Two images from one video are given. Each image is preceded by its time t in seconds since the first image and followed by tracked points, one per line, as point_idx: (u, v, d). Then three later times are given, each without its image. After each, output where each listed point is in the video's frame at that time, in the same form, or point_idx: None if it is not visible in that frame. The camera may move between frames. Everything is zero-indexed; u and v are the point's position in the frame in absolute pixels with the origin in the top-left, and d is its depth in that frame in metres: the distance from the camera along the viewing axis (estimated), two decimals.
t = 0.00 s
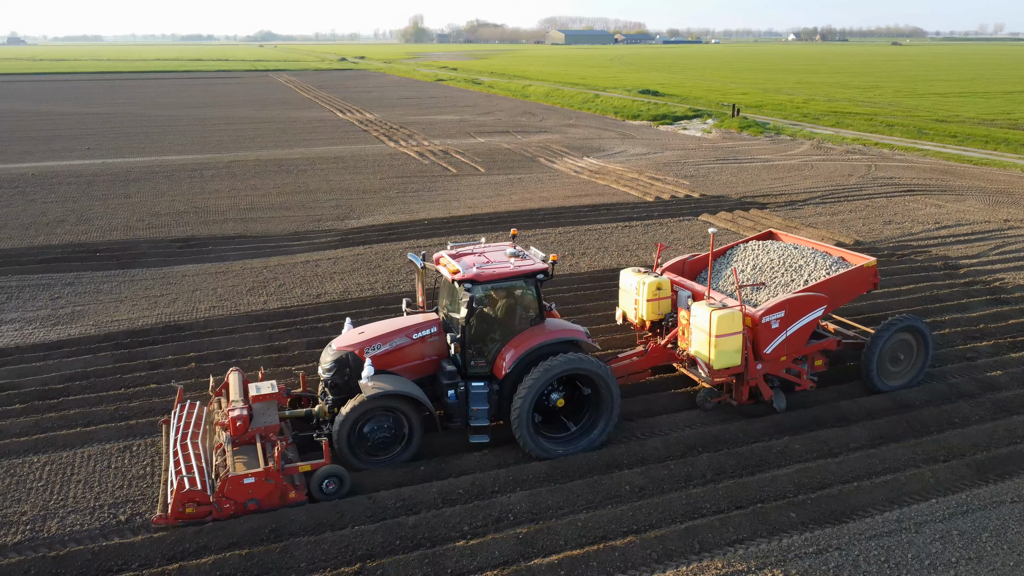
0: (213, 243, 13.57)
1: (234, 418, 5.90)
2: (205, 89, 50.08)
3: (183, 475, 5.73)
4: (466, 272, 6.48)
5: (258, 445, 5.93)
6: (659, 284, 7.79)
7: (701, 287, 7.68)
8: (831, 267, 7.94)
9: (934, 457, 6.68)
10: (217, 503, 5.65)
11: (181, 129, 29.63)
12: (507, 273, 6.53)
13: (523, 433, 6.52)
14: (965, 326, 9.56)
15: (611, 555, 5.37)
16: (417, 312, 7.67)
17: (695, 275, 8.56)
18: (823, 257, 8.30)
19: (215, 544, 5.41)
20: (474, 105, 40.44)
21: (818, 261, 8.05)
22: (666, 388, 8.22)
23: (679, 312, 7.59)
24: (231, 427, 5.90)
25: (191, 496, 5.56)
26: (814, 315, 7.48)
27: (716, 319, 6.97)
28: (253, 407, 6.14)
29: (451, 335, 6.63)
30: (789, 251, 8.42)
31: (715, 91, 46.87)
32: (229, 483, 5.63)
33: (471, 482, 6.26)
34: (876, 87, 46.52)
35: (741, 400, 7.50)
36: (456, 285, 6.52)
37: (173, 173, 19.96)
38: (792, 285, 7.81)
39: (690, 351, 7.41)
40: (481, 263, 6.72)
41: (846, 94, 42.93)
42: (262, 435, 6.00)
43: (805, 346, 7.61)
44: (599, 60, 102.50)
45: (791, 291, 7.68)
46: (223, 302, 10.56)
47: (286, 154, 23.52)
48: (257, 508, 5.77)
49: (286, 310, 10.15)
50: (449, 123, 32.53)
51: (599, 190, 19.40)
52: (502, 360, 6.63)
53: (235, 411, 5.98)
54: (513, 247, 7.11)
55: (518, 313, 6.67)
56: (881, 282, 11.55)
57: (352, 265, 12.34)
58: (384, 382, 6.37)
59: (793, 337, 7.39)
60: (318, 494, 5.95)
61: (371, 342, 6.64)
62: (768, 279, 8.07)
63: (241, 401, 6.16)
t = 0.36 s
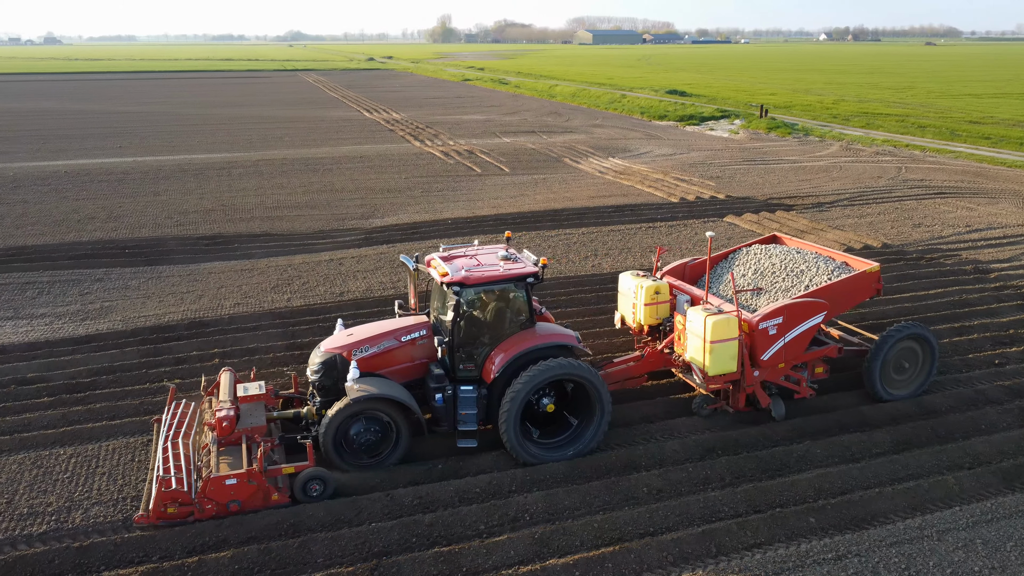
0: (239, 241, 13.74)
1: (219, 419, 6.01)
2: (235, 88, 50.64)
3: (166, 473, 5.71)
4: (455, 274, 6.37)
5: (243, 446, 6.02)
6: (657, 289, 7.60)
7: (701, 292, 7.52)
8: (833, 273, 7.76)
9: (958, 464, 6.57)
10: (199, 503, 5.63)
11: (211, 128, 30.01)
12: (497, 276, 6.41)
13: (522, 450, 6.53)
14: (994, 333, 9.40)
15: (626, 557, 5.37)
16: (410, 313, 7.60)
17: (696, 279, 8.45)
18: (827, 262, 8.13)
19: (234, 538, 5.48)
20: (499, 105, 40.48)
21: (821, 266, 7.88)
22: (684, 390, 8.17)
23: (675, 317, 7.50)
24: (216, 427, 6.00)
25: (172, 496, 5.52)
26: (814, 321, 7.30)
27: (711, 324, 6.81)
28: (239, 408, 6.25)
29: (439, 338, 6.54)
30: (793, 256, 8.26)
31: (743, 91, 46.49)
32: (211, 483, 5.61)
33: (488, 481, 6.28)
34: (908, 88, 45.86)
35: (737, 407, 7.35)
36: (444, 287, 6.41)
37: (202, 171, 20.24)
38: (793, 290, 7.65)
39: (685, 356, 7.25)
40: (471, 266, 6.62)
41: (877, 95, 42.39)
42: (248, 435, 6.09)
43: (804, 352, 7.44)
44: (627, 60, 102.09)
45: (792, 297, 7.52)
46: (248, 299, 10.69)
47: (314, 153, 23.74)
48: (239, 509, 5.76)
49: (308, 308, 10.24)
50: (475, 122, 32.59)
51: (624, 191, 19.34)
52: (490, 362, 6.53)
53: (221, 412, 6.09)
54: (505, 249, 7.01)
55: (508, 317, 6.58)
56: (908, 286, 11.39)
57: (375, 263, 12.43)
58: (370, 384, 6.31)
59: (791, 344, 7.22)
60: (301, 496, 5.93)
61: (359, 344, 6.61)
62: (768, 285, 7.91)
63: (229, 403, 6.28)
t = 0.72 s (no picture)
0: (265, 239, 13.89)
1: (206, 418, 5.96)
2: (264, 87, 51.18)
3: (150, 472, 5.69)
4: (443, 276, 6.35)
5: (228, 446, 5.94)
6: (654, 292, 7.56)
7: (698, 295, 7.42)
8: (835, 277, 7.63)
9: (984, 472, 6.45)
10: (182, 503, 5.61)
11: (240, 127, 30.37)
12: (485, 278, 6.39)
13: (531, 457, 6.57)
14: None
15: (642, 559, 5.34)
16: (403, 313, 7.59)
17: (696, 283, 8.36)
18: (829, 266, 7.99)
19: (252, 533, 5.55)
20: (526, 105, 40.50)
21: (822, 271, 7.75)
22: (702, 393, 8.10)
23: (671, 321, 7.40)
24: (204, 426, 5.94)
25: (155, 495, 5.51)
26: (813, 327, 7.18)
27: (704, 329, 6.74)
28: (227, 407, 6.20)
29: (426, 340, 6.53)
30: (794, 260, 8.13)
31: (772, 91, 46.02)
32: (194, 483, 5.60)
33: (505, 481, 6.29)
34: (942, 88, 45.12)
35: (733, 414, 7.24)
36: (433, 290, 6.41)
37: (231, 169, 20.50)
38: (793, 295, 7.53)
39: (680, 362, 7.19)
40: (461, 268, 6.59)
41: (910, 95, 41.74)
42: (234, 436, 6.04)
43: (802, 359, 7.33)
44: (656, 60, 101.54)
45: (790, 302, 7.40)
46: (272, 296, 10.81)
47: (341, 152, 23.92)
48: (222, 509, 5.74)
49: (330, 306, 10.33)
50: (501, 122, 32.61)
51: (649, 191, 19.24)
52: (480, 365, 6.52)
53: (209, 411, 6.04)
54: (497, 251, 6.96)
55: (497, 319, 6.55)
56: (937, 290, 11.20)
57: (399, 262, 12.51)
58: (357, 385, 6.31)
59: (788, 350, 7.11)
60: (284, 497, 5.91)
61: (346, 345, 6.63)
62: (768, 289, 7.79)
63: (217, 401, 6.23)
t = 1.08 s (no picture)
0: (288, 237, 14.02)
1: (196, 417, 5.98)
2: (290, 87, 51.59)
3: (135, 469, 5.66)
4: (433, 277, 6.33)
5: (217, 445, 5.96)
6: (653, 295, 7.48)
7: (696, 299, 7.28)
8: (835, 282, 7.52)
9: (1008, 479, 6.34)
10: (167, 501, 5.59)
11: (266, 126, 30.66)
12: (476, 280, 6.36)
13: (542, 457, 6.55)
14: None
15: (656, 561, 5.32)
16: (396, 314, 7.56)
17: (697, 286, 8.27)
18: (831, 270, 7.86)
19: (270, 527, 5.62)
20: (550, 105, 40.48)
21: (823, 276, 7.64)
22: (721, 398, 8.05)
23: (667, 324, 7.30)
24: (193, 424, 5.97)
25: (140, 493, 5.47)
26: (810, 332, 7.07)
27: (698, 334, 6.66)
28: (217, 407, 6.21)
29: (416, 342, 6.51)
30: (795, 264, 8.01)
31: (801, 91, 45.55)
32: (179, 481, 5.58)
33: (521, 480, 6.30)
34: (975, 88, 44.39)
35: (729, 419, 7.17)
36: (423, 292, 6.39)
37: (257, 168, 20.70)
38: (792, 300, 7.42)
39: (675, 366, 7.13)
40: (452, 269, 6.57)
41: (941, 96, 41.09)
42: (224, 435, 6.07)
43: (800, 365, 7.23)
44: (683, 60, 100.94)
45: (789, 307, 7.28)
46: (294, 294, 10.90)
47: (365, 152, 24.06)
48: (207, 508, 5.73)
49: (351, 303, 10.40)
50: (525, 122, 32.59)
51: (673, 192, 19.13)
52: (469, 366, 6.47)
53: (199, 409, 6.06)
54: (489, 252, 6.93)
55: (487, 321, 6.51)
56: (965, 293, 11.03)
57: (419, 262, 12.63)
58: (346, 386, 6.30)
59: (785, 356, 7.01)
60: (271, 497, 5.88)
61: (336, 346, 6.61)
62: (768, 293, 7.69)
63: (207, 400, 6.28)
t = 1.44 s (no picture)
0: (314, 235, 14.17)
1: (184, 414, 6.08)
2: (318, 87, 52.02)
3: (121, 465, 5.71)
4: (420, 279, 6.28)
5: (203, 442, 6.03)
6: (649, 298, 7.41)
7: (693, 302, 7.32)
8: (835, 287, 7.33)
9: None
10: (151, 498, 5.62)
11: (295, 125, 30.98)
12: (462, 282, 6.28)
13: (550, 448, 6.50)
14: None
15: (671, 564, 5.30)
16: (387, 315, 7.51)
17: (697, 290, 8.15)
18: (833, 275, 7.68)
19: (288, 522, 5.68)
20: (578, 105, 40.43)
21: (823, 281, 7.46)
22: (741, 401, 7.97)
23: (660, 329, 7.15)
24: (181, 422, 6.07)
25: (125, 490, 5.52)
26: (807, 338, 6.88)
27: (690, 339, 6.49)
28: (205, 404, 6.30)
29: (403, 343, 6.45)
30: (796, 268, 7.85)
31: (832, 92, 44.99)
32: (163, 479, 5.61)
33: (538, 480, 6.30)
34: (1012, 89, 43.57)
35: (722, 427, 6.96)
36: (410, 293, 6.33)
37: (284, 167, 20.93)
38: (790, 305, 7.26)
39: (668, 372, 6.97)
40: (441, 271, 6.51)
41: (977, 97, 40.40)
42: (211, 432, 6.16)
43: (796, 371, 7.02)
44: (714, 59, 100.17)
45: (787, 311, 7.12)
46: (318, 291, 11.01)
47: (391, 151, 24.21)
48: (192, 505, 5.74)
49: (372, 300, 10.46)
50: (552, 122, 32.56)
51: (699, 193, 19.02)
52: (458, 367, 6.41)
53: (187, 407, 6.16)
54: (480, 254, 6.86)
55: (476, 323, 6.45)
56: (996, 298, 10.83)
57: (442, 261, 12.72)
58: (331, 385, 6.30)
59: (781, 362, 6.82)
60: (254, 497, 5.88)
61: (323, 346, 6.56)
62: (766, 297, 7.52)
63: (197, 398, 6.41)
